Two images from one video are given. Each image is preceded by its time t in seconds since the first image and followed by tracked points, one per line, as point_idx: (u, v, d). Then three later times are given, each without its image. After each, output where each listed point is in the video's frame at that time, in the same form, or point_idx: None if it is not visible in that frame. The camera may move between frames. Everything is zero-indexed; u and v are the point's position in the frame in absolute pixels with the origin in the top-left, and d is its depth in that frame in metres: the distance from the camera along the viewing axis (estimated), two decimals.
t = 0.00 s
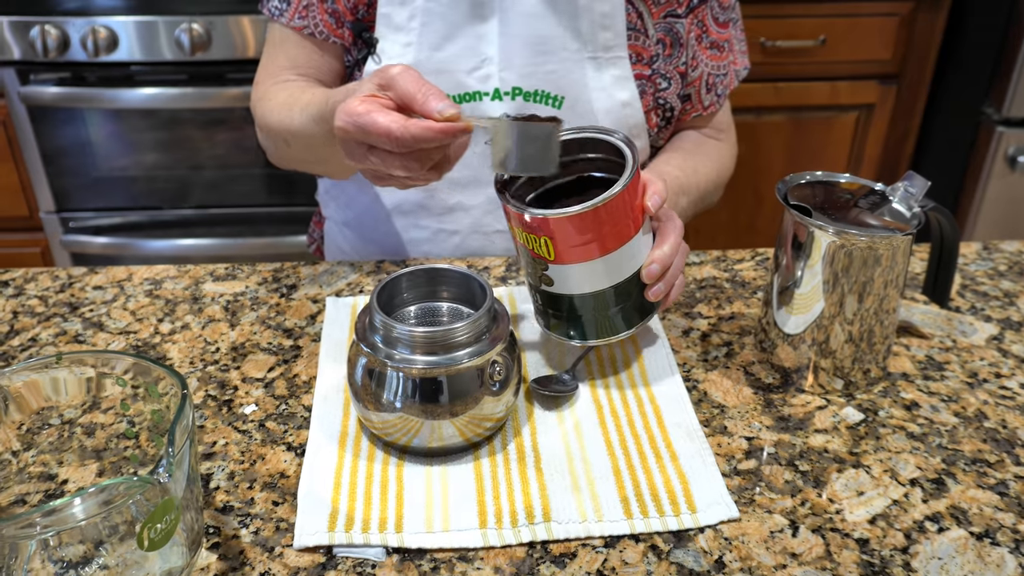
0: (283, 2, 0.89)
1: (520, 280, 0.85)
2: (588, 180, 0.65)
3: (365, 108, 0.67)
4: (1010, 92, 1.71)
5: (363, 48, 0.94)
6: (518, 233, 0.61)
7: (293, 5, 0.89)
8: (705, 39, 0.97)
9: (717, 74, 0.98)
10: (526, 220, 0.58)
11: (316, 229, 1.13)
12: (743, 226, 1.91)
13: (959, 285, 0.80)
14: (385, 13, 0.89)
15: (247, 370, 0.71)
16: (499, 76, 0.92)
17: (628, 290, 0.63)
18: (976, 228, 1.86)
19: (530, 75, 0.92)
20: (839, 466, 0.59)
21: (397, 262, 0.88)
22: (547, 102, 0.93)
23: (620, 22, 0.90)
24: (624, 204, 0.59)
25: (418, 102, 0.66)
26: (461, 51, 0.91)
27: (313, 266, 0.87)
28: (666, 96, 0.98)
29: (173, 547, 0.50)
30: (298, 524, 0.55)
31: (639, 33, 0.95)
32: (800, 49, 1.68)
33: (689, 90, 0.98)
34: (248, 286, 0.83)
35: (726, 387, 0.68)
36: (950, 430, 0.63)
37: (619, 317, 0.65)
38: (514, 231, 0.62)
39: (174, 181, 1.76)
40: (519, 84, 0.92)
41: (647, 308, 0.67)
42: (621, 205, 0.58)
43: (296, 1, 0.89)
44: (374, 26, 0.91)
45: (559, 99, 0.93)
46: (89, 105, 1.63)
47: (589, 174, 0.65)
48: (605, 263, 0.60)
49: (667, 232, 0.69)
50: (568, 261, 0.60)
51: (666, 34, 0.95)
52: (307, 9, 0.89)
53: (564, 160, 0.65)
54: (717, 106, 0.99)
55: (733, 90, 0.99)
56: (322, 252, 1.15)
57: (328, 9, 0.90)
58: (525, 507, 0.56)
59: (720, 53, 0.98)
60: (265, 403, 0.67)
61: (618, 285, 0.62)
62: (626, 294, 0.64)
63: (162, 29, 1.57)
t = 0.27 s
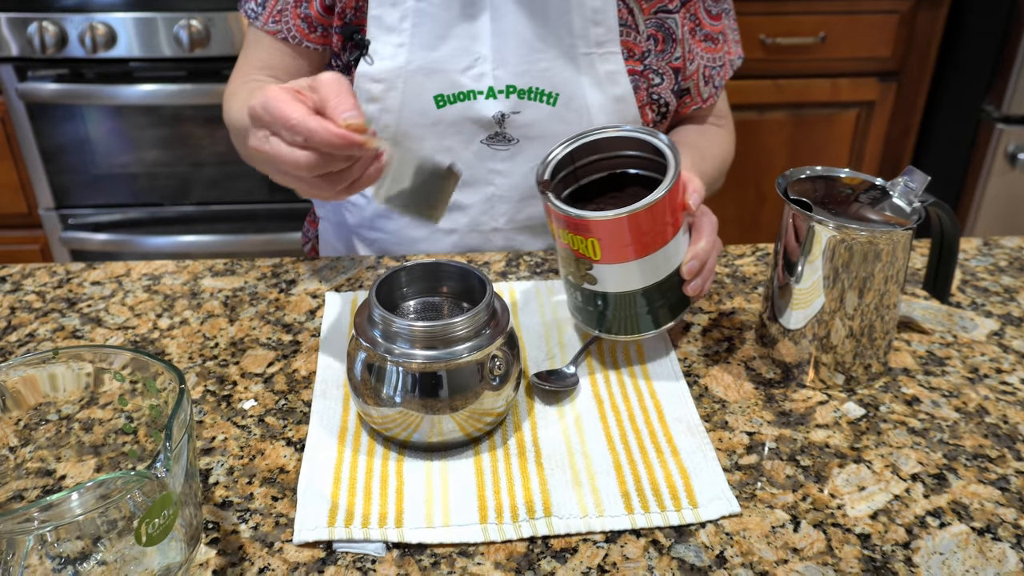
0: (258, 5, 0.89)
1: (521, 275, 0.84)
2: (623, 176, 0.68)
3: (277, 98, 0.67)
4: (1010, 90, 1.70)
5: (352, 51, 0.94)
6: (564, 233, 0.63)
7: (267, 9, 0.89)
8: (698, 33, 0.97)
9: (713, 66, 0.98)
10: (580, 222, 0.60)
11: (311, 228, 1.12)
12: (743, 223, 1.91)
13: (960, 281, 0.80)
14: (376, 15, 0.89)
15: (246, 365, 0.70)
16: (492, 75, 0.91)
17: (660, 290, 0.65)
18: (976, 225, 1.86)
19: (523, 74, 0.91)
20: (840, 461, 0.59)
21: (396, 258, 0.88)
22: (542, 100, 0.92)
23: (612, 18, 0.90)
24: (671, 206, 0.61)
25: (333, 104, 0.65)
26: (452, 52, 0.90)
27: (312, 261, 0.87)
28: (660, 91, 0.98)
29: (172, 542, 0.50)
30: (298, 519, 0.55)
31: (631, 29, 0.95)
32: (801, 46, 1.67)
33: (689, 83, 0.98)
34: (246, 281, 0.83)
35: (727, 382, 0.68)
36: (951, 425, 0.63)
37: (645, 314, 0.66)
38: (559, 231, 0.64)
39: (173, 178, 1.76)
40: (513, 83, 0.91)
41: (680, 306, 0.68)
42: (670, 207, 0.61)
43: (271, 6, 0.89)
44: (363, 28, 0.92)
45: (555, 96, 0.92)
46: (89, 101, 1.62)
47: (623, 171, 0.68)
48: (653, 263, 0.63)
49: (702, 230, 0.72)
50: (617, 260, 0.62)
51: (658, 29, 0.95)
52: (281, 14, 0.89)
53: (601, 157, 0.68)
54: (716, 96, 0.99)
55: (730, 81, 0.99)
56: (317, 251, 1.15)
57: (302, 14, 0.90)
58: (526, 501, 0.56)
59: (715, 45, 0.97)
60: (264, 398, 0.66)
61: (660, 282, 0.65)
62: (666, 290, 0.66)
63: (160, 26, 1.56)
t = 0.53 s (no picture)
0: (252, 7, 0.89)
1: (519, 270, 0.84)
2: (635, 169, 0.68)
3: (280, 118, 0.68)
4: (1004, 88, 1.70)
5: (350, 50, 0.92)
6: (575, 225, 0.63)
7: (261, 12, 0.89)
8: (696, 27, 0.96)
9: (709, 60, 0.98)
10: (591, 215, 0.60)
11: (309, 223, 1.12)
12: (740, 220, 1.91)
13: (959, 276, 0.80)
14: (373, 12, 0.88)
15: (245, 359, 0.70)
16: (490, 72, 0.91)
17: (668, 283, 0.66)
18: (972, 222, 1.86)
19: (521, 70, 0.91)
20: (841, 456, 0.59)
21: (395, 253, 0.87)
22: (540, 96, 0.92)
23: (609, 14, 0.90)
24: (683, 201, 0.61)
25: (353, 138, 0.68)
26: (449, 49, 0.90)
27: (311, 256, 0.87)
28: (658, 87, 0.97)
29: (174, 535, 0.50)
30: (299, 512, 0.54)
31: (627, 25, 0.94)
32: (797, 42, 1.67)
33: (687, 78, 0.98)
34: (245, 275, 0.82)
35: (727, 376, 0.68)
36: (951, 420, 0.63)
37: (650, 307, 0.66)
38: (570, 223, 0.64)
39: (169, 173, 1.75)
40: (511, 79, 0.91)
41: (686, 301, 0.68)
42: (683, 202, 0.61)
43: (264, 8, 0.89)
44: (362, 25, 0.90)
45: (552, 92, 0.92)
46: (82, 97, 1.61)
47: (636, 163, 0.68)
48: (663, 257, 0.63)
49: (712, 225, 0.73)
50: (628, 253, 0.62)
51: (654, 24, 0.94)
52: (275, 16, 0.89)
53: (613, 149, 0.68)
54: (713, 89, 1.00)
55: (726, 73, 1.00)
56: (314, 247, 1.14)
57: (296, 16, 0.90)
58: (527, 495, 0.56)
59: (711, 39, 0.97)
60: (263, 392, 0.66)
61: (670, 275, 0.65)
62: (677, 282, 0.66)
63: (154, 21, 1.55)
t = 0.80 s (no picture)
0: (255, 4, 0.88)
1: (520, 264, 0.84)
2: (636, 163, 0.68)
3: (338, 137, 0.70)
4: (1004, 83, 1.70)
5: (355, 45, 0.91)
6: (578, 219, 0.63)
7: (264, 8, 0.88)
8: (698, 21, 0.96)
9: (712, 55, 0.97)
10: (595, 209, 0.60)
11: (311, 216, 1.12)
12: (740, 214, 1.91)
13: (961, 270, 0.80)
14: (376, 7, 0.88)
15: (246, 352, 0.70)
16: (494, 67, 0.90)
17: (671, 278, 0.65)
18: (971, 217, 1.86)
19: (524, 65, 0.90)
20: (843, 449, 0.59)
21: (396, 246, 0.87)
22: (543, 91, 0.92)
23: (611, 8, 0.89)
24: (687, 196, 0.61)
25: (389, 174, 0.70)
26: (451, 43, 0.89)
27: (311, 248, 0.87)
28: (661, 81, 0.97)
29: (175, 528, 0.49)
30: (299, 505, 0.54)
31: (631, 19, 0.93)
32: (796, 36, 1.67)
33: (689, 72, 0.97)
34: (245, 268, 0.82)
35: (729, 369, 0.68)
36: (954, 413, 0.62)
37: (652, 301, 0.66)
38: (573, 217, 0.64)
39: (168, 167, 1.74)
40: (515, 74, 0.90)
41: (687, 294, 0.68)
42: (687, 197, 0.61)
43: (267, 6, 0.88)
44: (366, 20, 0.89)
45: (556, 87, 0.92)
46: (80, 89, 1.60)
47: (638, 158, 0.68)
48: (666, 251, 0.63)
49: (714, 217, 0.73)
50: (630, 247, 0.62)
51: (657, 18, 0.94)
52: (278, 14, 0.88)
53: (616, 144, 0.67)
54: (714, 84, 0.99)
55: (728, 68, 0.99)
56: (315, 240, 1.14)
57: (299, 13, 0.89)
58: (529, 488, 0.56)
59: (714, 33, 0.97)
60: (264, 385, 0.66)
61: (672, 269, 0.65)
62: (679, 276, 0.66)
63: (152, 14, 1.54)
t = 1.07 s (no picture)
0: None
1: (520, 258, 0.83)
2: (630, 158, 0.67)
3: (366, 131, 0.73)
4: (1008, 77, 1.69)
5: (358, 37, 0.91)
6: (568, 214, 0.62)
7: (264, 1, 0.87)
8: (703, 15, 0.96)
9: (717, 49, 0.97)
10: (585, 203, 0.59)
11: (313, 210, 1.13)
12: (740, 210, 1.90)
13: (964, 265, 0.80)
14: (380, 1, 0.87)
15: (244, 346, 0.69)
16: (498, 61, 0.89)
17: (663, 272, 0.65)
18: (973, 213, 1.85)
19: (529, 59, 0.89)
20: (845, 444, 0.59)
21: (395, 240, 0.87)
22: (548, 86, 0.91)
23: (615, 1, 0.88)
24: (677, 188, 0.61)
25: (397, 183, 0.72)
26: (454, 37, 0.88)
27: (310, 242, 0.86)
28: (667, 76, 0.96)
29: (171, 523, 0.49)
30: (297, 500, 0.54)
31: (637, 12, 0.92)
32: (798, 32, 1.66)
33: (694, 66, 0.97)
34: (243, 262, 0.81)
35: (731, 364, 0.67)
36: (957, 408, 0.62)
37: (646, 295, 0.66)
38: (562, 211, 0.63)
39: (167, 163, 1.74)
40: (519, 68, 0.90)
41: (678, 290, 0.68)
42: (677, 190, 0.61)
43: None
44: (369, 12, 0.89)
45: (560, 81, 0.91)
46: (79, 85, 1.59)
47: (630, 153, 0.67)
48: (657, 244, 0.63)
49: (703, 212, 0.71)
50: (622, 241, 0.61)
51: (663, 12, 0.93)
52: (278, 7, 0.88)
53: (607, 139, 0.66)
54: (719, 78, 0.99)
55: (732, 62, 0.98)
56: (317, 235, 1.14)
57: (299, 6, 0.88)
58: (528, 483, 0.55)
59: (718, 27, 0.96)
60: (262, 379, 0.66)
61: (664, 264, 0.64)
62: (671, 270, 0.66)
63: (151, 9, 1.53)
